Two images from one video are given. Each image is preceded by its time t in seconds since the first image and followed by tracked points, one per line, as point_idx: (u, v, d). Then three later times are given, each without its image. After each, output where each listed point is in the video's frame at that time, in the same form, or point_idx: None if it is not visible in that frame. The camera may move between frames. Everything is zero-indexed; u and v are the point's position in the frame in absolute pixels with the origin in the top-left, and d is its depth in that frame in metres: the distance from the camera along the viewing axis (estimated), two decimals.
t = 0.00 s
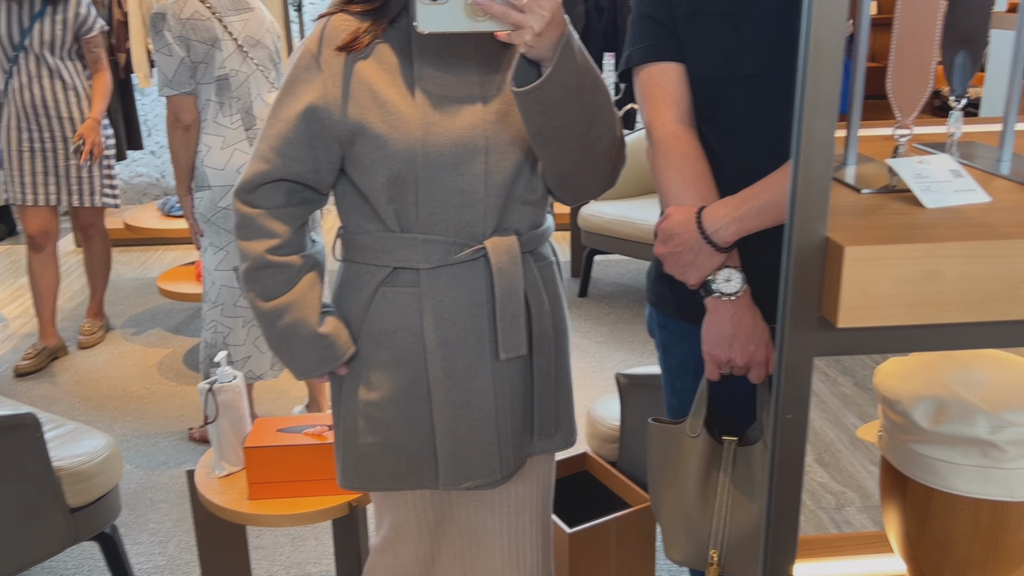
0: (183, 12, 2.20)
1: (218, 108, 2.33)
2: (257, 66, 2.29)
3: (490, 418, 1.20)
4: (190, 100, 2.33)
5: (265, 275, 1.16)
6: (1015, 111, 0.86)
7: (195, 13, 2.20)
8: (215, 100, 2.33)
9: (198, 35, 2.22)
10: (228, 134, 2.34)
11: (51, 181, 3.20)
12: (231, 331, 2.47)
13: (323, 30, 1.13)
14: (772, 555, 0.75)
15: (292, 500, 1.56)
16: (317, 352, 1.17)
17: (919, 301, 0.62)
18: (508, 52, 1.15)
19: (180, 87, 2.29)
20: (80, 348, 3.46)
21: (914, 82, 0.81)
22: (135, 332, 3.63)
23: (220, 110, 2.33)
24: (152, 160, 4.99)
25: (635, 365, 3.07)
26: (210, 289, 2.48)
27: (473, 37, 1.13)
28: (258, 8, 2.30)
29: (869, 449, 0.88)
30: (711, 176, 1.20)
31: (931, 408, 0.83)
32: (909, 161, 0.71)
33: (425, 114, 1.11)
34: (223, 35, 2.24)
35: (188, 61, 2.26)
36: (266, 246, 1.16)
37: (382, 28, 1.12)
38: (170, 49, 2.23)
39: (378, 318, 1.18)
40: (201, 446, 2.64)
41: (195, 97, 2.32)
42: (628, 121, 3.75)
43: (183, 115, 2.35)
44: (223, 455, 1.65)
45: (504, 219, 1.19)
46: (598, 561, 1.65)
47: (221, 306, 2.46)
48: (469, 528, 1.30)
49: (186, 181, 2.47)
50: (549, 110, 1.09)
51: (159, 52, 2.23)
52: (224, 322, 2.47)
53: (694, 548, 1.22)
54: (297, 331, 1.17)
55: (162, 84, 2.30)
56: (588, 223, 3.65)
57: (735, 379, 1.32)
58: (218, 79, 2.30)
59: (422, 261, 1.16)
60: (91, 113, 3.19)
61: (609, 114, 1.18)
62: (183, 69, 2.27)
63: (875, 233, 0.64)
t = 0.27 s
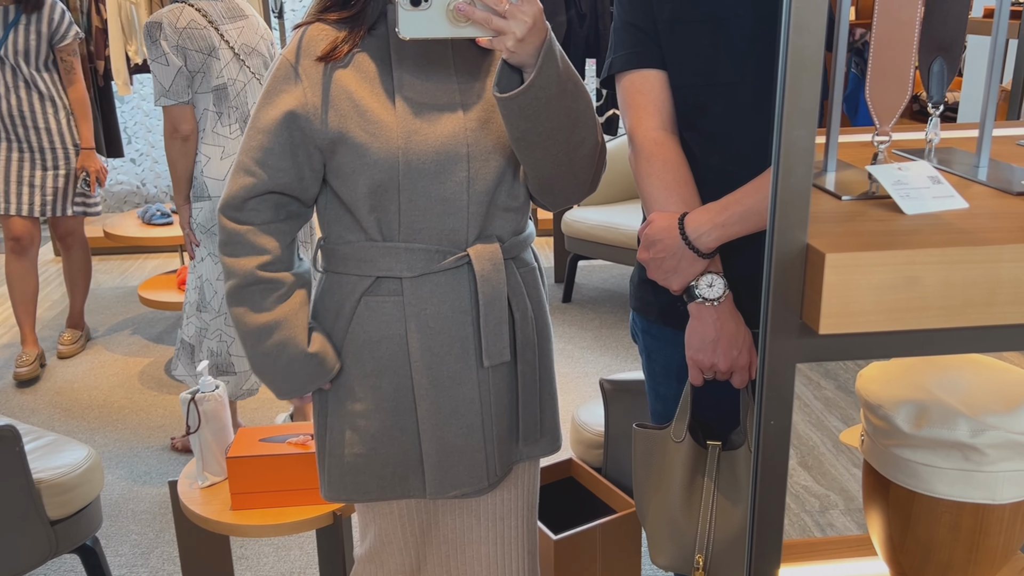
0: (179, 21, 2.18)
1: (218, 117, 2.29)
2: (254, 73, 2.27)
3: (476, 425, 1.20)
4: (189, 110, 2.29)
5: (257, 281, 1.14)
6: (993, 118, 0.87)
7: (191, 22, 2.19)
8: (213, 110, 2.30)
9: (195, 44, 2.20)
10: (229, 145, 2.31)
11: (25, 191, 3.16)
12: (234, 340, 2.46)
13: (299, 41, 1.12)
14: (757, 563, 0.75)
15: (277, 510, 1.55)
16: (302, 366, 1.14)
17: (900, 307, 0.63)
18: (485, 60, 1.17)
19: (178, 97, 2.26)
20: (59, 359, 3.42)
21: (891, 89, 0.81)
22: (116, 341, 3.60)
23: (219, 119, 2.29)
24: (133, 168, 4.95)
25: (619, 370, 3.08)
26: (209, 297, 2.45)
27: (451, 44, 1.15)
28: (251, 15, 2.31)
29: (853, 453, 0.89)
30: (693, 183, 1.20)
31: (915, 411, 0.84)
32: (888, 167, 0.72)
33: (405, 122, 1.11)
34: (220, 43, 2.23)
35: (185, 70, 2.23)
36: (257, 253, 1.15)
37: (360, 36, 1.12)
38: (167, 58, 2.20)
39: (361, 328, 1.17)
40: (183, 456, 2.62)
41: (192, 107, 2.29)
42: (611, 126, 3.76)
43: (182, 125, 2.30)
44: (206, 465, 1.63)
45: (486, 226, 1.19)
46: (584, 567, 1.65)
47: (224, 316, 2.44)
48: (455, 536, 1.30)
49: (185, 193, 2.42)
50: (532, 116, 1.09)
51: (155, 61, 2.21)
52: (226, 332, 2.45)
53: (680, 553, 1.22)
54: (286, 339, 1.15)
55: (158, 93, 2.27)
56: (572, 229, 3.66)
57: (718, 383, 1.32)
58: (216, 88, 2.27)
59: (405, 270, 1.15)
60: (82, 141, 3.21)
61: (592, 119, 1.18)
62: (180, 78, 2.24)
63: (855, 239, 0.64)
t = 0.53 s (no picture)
0: (184, 26, 2.16)
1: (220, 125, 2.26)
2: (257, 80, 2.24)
3: (462, 431, 1.19)
4: (190, 116, 2.27)
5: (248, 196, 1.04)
6: (978, 119, 0.87)
7: (197, 28, 2.17)
8: (215, 117, 2.27)
9: (200, 50, 2.18)
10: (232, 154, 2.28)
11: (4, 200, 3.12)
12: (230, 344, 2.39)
13: (275, 49, 1.12)
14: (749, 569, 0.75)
15: (264, 518, 1.54)
16: (321, 224, 1.02)
17: (890, 311, 0.63)
18: (464, 64, 1.17)
19: (181, 103, 2.23)
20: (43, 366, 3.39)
21: (880, 93, 0.82)
22: (99, 348, 3.56)
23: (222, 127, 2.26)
24: (115, 173, 4.91)
25: (607, 372, 3.08)
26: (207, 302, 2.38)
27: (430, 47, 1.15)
28: (256, 22, 2.29)
29: (842, 453, 0.92)
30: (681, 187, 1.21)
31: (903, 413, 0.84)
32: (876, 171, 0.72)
33: (386, 128, 1.11)
34: (225, 50, 2.21)
35: (188, 76, 2.20)
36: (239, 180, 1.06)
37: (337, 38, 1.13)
38: (170, 64, 2.17)
39: (342, 336, 1.15)
40: (169, 464, 2.59)
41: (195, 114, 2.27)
42: (595, 129, 3.76)
43: (182, 132, 2.27)
44: (192, 473, 1.62)
45: (469, 231, 1.18)
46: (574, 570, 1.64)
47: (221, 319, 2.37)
48: (443, 544, 1.29)
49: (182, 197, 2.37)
50: (517, 118, 1.09)
51: (159, 67, 2.18)
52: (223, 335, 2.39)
53: (668, 556, 1.22)
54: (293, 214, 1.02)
55: (161, 99, 2.24)
56: (557, 231, 3.66)
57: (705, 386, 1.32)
58: (219, 96, 2.23)
59: (388, 276, 1.14)
60: (58, 150, 3.19)
61: (576, 121, 1.17)
62: (183, 84, 2.21)
63: (844, 243, 0.64)
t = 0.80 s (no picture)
0: (187, 26, 2.10)
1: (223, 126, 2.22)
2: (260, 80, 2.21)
3: (448, 437, 1.18)
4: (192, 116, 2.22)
5: (276, 93, 1.07)
6: (967, 120, 0.87)
7: (199, 27, 2.11)
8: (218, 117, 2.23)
9: (202, 50, 2.13)
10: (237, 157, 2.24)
11: None
12: (213, 339, 2.40)
13: (255, 50, 1.16)
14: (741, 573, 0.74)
15: (252, 524, 1.52)
16: (344, 73, 1.07)
17: (881, 314, 0.62)
18: (446, 66, 1.16)
19: (184, 104, 2.18)
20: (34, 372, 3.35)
21: (870, 93, 0.82)
22: (84, 353, 3.53)
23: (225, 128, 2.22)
24: (100, 176, 4.87)
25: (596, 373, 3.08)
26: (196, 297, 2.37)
27: (413, 49, 1.14)
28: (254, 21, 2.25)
29: (831, 455, 0.90)
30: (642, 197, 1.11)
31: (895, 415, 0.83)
32: (866, 172, 0.71)
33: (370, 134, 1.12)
34: (227, 50, 2.16)
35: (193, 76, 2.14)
36: (261, 99, 1.08)
37: (322, 39, 1.16)
38: (175, 63, 2.10)
39: (326, 342, 1.13)
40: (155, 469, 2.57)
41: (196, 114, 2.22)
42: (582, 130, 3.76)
43: (185, 134, 2.23)
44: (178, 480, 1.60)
45: (453, 235, 1.17)
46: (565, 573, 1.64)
47: (204, 315, 2.38)
48: (432, 550, 1.28)
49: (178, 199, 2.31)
50: (505, 120, 1.09)
51: (162, 66, 2.10)
52: (205, 331, 2.40)
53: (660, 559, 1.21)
54: (317, 70, 1.08)
55: (163, 99, 2.17)
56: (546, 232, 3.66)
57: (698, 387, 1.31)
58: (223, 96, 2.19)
59: (371, 282, 1.13)
60: (36, 155, 3.10)
61: (563, 125, 1.16)
62: (188, 84, 2.15)
63: (835, 245, 0.64)
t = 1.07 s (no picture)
0: (158, 29, 2.03)
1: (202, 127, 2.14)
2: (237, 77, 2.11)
3: (443, 443, 1.18)
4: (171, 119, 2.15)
5: (266, 111, 1.06)
6: (963, 123, 0.88)
7: (170, 29, 2.04)
8: (198, 119, 2.15)
9: (175, 51, 2.05)
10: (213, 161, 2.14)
11: None
12: (216, 349, 2.23)
13: (244, 56, 1.15)
14: None
15: (248, 529, 1.52)
16: (333, 86, 1.07)
17: (882, 317, 0.62)
18: (434, 69, 1.16)
19: (161, 108, 2.11)
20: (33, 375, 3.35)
21: (867, 96, 0.81)
22: (76, 357, 3.51)
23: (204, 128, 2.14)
24: (90, 179, 4.84)
25: (591, 374, 3.08)
26: (186, 311, 2.18)
27: (401, 53, 1.15)
28: (232, 20, 2.18)
29: (827, 455, 0.91)
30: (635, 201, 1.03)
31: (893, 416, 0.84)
32: (865, 175, 0.72)
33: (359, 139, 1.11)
34: (202, 49, 2.07)
35: (165, 79, 2.07)
36: (252, 116, 1.08)
37: (305, 42, 1.15)
38: (147, 68, 2.04)
39: (319, 349, 1.13)
40: (149, 474, 2.56)
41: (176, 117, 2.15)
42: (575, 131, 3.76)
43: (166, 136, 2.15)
44: (174, 484, 1.60)
45: (446, 240, 1.17)
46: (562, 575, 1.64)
47: (204, 326, 2.20)
48: (427, 555, 1.27)
49: (167, 207, 2.21)
50: (497, 122, 1.08)
51: (134, 72, 2.05)
52: (207, 342, 2.22)
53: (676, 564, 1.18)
54: (307, 85, 1.07)
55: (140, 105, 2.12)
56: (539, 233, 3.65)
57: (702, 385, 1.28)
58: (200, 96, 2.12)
59: (364, 287, 1.12)
60: (25, 159, 3.07)
61: (555, 128, 1.16)
62: (161, 87, 2.08)
63: (835, 249, 0.64)
